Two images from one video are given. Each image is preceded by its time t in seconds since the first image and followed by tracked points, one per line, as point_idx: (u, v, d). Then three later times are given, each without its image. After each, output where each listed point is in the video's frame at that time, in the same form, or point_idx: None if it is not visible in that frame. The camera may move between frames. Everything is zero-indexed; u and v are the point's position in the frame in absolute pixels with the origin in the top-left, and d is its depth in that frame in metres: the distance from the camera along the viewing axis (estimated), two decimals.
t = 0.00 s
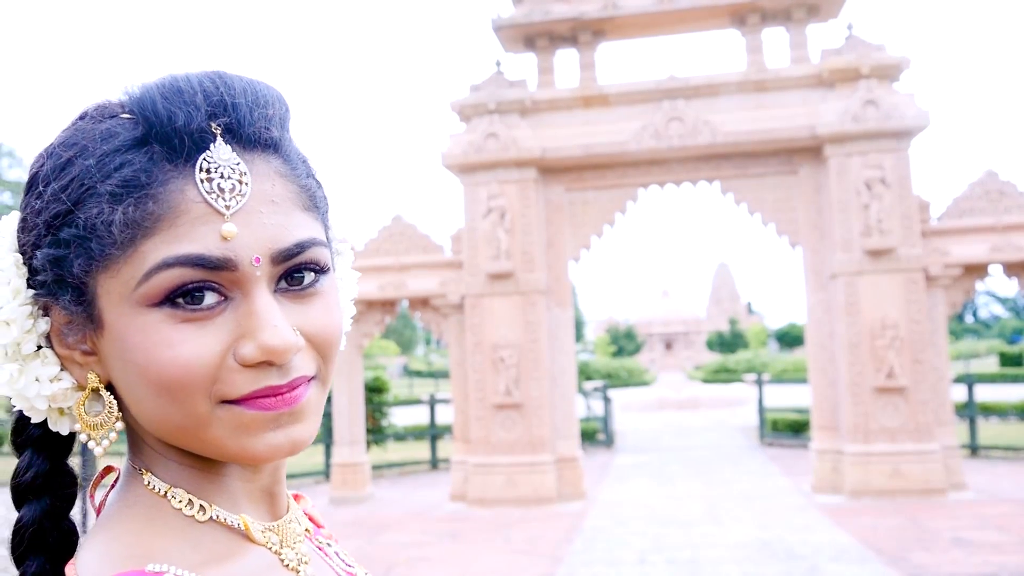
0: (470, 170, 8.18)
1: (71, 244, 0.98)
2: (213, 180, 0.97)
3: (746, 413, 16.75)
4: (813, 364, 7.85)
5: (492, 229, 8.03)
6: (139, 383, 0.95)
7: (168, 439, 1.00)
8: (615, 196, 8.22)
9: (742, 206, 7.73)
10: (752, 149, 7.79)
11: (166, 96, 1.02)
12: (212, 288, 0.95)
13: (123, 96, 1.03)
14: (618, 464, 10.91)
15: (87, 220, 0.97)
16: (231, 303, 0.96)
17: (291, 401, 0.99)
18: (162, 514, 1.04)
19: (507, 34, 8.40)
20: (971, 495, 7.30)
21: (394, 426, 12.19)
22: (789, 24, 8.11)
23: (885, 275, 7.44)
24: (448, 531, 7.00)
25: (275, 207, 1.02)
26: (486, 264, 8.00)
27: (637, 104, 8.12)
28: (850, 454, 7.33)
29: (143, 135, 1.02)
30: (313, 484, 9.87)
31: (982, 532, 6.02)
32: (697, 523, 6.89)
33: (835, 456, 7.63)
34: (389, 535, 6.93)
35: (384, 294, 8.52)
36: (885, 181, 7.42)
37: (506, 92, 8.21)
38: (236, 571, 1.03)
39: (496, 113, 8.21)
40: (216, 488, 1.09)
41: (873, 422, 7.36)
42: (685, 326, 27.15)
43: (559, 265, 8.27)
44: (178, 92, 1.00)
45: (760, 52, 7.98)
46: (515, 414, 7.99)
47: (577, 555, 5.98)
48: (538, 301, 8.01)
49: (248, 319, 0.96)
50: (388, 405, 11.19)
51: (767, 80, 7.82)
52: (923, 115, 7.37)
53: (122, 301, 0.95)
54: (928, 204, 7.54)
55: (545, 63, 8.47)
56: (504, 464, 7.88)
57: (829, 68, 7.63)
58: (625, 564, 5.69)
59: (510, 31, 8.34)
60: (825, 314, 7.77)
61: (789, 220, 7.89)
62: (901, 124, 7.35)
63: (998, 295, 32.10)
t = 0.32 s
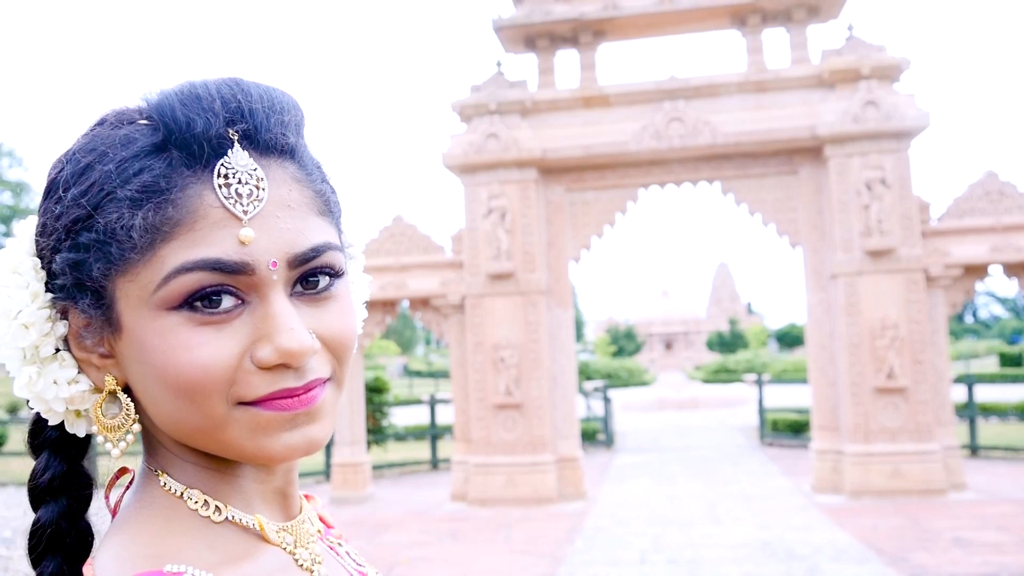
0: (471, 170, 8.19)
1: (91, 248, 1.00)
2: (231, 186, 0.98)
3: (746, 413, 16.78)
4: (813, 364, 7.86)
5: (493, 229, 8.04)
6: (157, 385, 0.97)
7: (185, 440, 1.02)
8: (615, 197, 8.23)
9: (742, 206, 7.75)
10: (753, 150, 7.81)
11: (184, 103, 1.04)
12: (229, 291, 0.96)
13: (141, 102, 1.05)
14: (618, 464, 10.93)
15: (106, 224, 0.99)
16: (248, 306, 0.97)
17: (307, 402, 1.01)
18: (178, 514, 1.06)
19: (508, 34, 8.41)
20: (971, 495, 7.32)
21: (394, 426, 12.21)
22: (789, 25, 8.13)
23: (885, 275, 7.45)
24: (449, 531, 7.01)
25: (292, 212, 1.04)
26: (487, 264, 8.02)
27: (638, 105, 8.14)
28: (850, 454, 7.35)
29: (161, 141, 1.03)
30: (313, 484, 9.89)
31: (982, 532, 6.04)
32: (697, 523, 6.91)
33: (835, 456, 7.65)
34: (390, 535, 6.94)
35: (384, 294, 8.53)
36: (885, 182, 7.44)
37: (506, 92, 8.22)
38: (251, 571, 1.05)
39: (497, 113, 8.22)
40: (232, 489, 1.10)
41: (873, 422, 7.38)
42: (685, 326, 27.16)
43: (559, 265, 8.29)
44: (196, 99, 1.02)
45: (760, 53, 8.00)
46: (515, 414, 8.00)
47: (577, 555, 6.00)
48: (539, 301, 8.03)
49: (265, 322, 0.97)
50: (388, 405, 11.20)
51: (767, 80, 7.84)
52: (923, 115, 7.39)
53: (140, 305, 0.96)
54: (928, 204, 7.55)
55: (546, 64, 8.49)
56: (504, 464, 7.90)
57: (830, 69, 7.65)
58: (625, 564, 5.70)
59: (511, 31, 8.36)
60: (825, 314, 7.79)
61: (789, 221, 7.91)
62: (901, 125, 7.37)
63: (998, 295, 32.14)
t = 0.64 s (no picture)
0: (471, 170, 8.21)
1: (113, 253, 1.02)
2: (253, 193, 1.01)
3: (746, 413, 16.81)
4: (813, 364, 7.88)
5: (493, 229, 8.06)
6: (179, 387, 0.99)
7: (204, 441, 1.04)
8: (616, 197, 8.25)
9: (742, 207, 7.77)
10: (753, 150, 7.83)
11: (207, 110, 1.06)
12: (250, 296, 0.99)
13: (163, 108, 1.07)
14: (618, 464, 10.95)
15: (129, 230, 1.00)
16: (269, 310, 1.00)
17: (325, 404, 1.03)
18: (197, 514, 1.07)
19: (509, 35, 8.43)
20: (971, 495, 7.34)
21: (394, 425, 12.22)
22: (789, 25, 8.15)
23: (886, 275, 7.47)
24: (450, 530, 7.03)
25: (311, 219, 1.06)
26: (487, 264, 8.04)
27: (638, 105, 8.16)
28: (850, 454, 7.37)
29: (182, 147, 1.05)
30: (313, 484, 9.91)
31: (982, 532, 6.06)
32: (698, 524, 6.93)
33: (835, 456, 7.67)
34: (391, 534, 6.96)
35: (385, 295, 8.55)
36: (885, 182, 7.46)
37: (507, 92, 8.23)
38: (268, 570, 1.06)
39: (497, 113, 8.24)
40: (248, 489, 1.12)
41: (873, 422, 7.40)
42: (684, 326, 27.20)
43: (559, 265, 8.31)
44: (219, 106, 1.04)
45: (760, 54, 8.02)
46: (516, 414, 8.02)
47: (578, 555, 6.01)
48: (539, 301, 8.05)
49: (285, 327, 0.99)
50: (388, 405, 11.22)
51: (767, 81, 7.86)
52: (923, 116, 7.41)
53: (162, 309, 0.98)
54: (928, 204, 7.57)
55: (546, 64, 8.51)
56: (505, 464, 7.91)
57: (830, 69, 7.67)
58: (626, 564, 5.73)
59: (511, 31, 8.38)
60: (825, 314, 7.81)
61: (789, 221, 7.93)
62: (901, 125, 7.39)
63: (998, 296, 32.19)
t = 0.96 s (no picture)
0: (472, 170, 8.23)
1: (135, 257, 1.03)
2: (273, 199, 1.03)
3: (746, 413, 16.83)
4: (813, 364, 7.91)
5: (494, 229, 8.08)
6: (200, 389, 1.01)
7: (224, 441, 1.06)
8: (616, 197, 8.27)
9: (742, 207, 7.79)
10: (753, 150, 7.85)
11: (227, 116, 1.07)
12: (270, 300, 1.01)
13: (183, 115, 1.08)
14: (619, 464, 10.98)
15: (151, 234, 1.02)
16: (288, 313, 1.02)
17: (343, 405, 1.06)
18: (217, 513, 1.09)
19: (509, 35, 8.46)
20: (970, 494, 7.36)
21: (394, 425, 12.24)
22: (789, 26, 8.17)
23: (885, 276, 7.49)
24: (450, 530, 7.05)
25: (330, 223, 1.08)
26: (488, 264, 8.06)
27: (639, 105, 8.19)
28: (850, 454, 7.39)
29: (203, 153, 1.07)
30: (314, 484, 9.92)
31: (982, 532, 6.08)
32: (698, 524, 6.95)
33: (836, 456, 7.69)
34: (392, 534, 6.98)
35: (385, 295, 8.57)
36: (885, 182, 7.48)
37: (507, 93, 8.25)
38: (286, 567, 1.09)
39: (497, 114, 8.26)
40: (266, 488, 1.14)
41: (874, 422, 7.42)
42: (684, 326, 27.24)
43: (560, 265, 8.34)
44: (240, 113, 1.06)
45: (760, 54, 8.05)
46: (516, 414, 8.04)
47: (579, 555, 6.03)
48: (539, 301, 8.07)
49: (304, 329, 1.02)
50: (388, 405, 11.24)
51: (767, 81, 7.88)
52: (922, 116, 7.44)
53: (184, 313, 1.00)
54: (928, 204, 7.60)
55: (547, 64, 8.53)
56: (505, 464, 7.94)
57: (830, 70, 7.69)
58: (627, 564, 5.75)
59: (512, 32, 8.40)
60: (825, 314, 7.83)
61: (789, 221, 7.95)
62: (901, 125, 7.42)
63: (998, 295, 32.24)
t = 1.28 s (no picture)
0: (472, 171, 8.25)
1: (158, 259, 1.06)
2: (292, 202, 1.05)
3: (746, 413, 16.87)
4: (813, 365, 7.93)
5: (495, 230, 8.10)
6: (221, 388, 1.04)
7: (243, 439, 1.09)
8: (616, 197, 8.30)
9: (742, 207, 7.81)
10: (752, 151, 7.87)
11: (247, 121, 1.10)
12: (289, 302, 1.03)
13: (203, 120, 1.11)
14: (619, 464, 11.01)
15: (173, 238, 1.05)
16: (306, 314, 1.04)
17: (361, 404, 1.08)
18: (237, 510, 1.12)
19: (510, 36, 8.48)
20: (970, 494, 7.38)
21: (394, 425, 12.26)
22: (789, 26, 8.20)
23: (885, 276, 7.52)
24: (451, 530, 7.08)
25: (347, 226, 1.10)
26: (488, 265, 8.08)
27: (639, 106, 8.21)
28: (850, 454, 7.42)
29: (223, 158, 1.09)
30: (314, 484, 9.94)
31: (981, 532, 6.11)
32: (698, 524, 6.97)
33: (835, 456, 7.72)
34: (392, 534, 7.00)
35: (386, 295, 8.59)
36: (885, 183, 7.51)
37: (507, 93, 8.27)
38: (304, 563, 1.11)
39: (498, 114, 8.28)
40: (284, 485, 1.17)
41: (874, 422, 7.44)
42: (684, 326, 27.31)
43: (560, 266, 8.37)
44: (261, 120, 1.08)
45: (760, 55, 8.07)
46: (516, 414, 8.07)
47: (579, 555, 6.06)
48: (540, 301, 8.09)
49: (323, 329, 1.04)
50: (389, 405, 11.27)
51: (767, 82, 7.91)
52: (922, 117, 7.46)
53: (205, 313, 1.03)
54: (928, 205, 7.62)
55: (547, 65, 8.56)
56: (505, 464, 7.96)
57: (830, 70, 7.72)
58: (627, 564, 5.78)
59: (512, 32, 8.42)
60: (825, 314, 7.86)
61: (788, 222, 7.98)
62: (900, 126, 7.44)
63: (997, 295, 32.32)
